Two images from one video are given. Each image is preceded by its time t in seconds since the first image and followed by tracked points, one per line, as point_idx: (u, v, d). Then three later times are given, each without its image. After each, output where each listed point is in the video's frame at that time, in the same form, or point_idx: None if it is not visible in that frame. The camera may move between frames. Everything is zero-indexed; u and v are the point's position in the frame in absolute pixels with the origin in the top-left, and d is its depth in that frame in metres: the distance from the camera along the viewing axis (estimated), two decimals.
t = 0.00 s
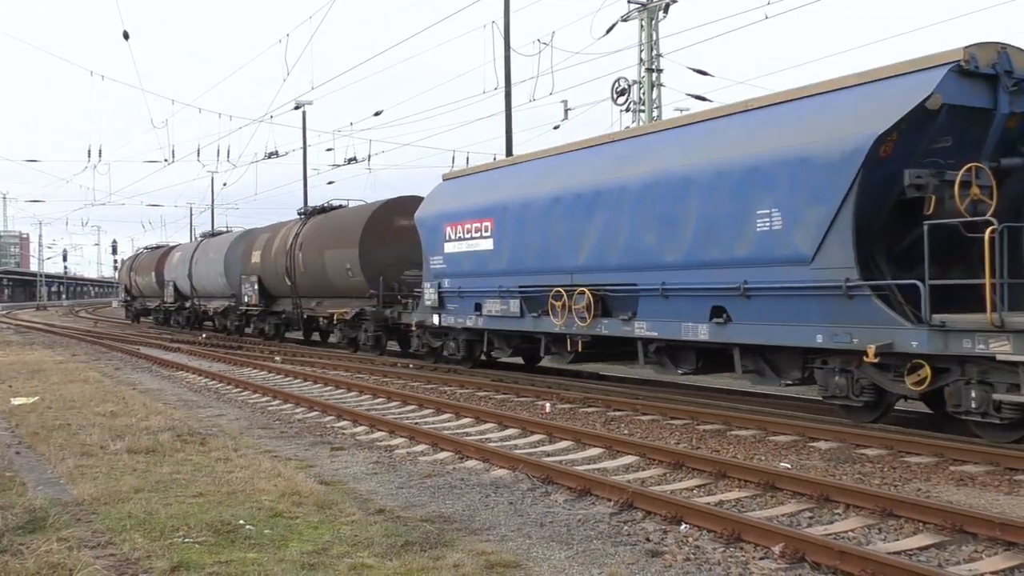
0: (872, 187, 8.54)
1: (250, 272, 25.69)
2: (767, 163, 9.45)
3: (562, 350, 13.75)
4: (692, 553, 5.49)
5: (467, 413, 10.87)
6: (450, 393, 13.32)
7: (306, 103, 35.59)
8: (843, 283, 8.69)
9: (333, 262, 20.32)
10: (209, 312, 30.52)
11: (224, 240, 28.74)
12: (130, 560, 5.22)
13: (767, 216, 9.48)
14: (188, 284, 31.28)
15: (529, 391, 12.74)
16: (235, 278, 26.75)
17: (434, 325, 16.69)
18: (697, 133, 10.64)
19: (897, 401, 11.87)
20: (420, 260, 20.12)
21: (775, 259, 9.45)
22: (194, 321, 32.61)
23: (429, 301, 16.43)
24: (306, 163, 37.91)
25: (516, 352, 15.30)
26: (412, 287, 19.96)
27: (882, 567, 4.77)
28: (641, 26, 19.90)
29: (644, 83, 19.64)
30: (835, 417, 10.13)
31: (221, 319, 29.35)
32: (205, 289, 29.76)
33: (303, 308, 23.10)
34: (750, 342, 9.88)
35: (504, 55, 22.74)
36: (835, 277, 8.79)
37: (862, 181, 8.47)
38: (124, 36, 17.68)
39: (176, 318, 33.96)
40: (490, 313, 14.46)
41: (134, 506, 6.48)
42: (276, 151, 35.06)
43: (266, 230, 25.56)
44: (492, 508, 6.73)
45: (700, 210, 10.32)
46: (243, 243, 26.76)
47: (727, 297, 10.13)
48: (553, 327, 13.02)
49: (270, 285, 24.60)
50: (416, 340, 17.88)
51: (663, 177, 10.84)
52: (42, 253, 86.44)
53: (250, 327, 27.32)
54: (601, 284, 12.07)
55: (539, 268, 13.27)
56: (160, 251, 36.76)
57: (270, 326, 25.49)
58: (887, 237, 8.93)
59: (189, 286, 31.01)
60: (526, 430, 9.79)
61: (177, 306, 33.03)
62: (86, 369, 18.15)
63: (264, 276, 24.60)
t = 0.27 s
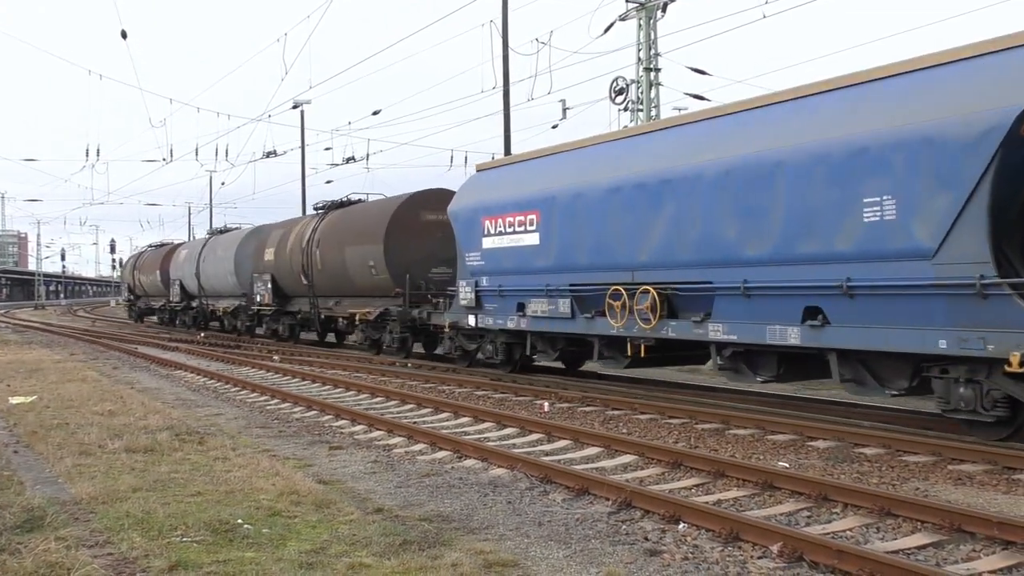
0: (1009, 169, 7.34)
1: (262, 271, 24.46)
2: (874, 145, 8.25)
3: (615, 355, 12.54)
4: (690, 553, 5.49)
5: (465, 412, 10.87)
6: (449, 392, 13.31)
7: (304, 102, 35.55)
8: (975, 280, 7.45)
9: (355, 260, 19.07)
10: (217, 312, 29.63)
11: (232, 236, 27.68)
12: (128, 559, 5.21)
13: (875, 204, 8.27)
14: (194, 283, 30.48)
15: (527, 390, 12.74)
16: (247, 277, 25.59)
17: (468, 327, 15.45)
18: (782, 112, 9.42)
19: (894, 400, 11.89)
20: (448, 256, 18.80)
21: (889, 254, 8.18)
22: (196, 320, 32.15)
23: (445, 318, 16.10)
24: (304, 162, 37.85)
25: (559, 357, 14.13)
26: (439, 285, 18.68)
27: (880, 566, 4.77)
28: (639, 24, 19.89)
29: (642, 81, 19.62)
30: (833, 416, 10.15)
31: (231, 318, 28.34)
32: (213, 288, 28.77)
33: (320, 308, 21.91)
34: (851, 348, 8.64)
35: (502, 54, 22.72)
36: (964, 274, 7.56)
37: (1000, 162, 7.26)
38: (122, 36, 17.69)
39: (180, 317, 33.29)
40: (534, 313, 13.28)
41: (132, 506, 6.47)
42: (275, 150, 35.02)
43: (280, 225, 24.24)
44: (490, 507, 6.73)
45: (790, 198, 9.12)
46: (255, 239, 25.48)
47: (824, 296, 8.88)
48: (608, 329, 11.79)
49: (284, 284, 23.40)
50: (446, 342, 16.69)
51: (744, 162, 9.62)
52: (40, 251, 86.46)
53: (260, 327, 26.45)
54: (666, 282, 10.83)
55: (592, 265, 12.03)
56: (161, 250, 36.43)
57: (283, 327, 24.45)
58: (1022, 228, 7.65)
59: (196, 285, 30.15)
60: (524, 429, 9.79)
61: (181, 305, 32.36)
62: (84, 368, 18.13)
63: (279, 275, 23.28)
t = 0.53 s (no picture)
0: None
1: (280, 269, 23.65)
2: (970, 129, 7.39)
3: (675, 360, 11.45)
4: (689, 552, 5.49)
5: (465, 412, 10.86)
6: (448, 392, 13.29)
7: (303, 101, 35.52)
8: None
9: (380, 257, 18.21)
10: (229, 312, 28.91)
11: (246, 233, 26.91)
12: (126, 559, 5.21)
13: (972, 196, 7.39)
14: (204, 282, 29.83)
15: (526, 390, 12.73)
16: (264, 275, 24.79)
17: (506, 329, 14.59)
18: (875, 91, 8.44)
19: (893, 399, 11.89)
20: (479, 255, 17.91)
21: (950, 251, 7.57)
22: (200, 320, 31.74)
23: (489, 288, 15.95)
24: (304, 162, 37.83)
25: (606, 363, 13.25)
26: (468, 285, 17.82)
27: (879, 566, 4.77)
28: (638, 24, 19.88)
29: (641, 81, 19.61)
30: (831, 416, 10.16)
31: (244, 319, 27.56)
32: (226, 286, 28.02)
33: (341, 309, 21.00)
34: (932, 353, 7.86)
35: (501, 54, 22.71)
36: None
37: None
38: (121, 35, 17.69)
39: (187, 317, 32.70)
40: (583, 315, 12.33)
41: (130, 505, 6.47)
42: (274, 150, 35.04)
43: (299, 222, 23.35)
44: (488, 507, 6.73)
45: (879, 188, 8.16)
46: (272, 236, 24.64)
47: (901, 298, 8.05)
48: (671, 332, 10.80)
49: (301, 283, 22.61)
50: (481, 345, 15.89)
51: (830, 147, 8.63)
52: (38, 250, 86.41)
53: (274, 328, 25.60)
54: (743, 281, 9.78)
55: (657, 262, 10.93)
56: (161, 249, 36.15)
57: (299, 328, 23.76)
58: None
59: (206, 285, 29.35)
60: (523, 429, 9.78)
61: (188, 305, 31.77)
62: (83, 368, 18.11)
63: (297, 273, 22.44)
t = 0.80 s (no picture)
0: None
1: (298, 269, 22.67)
2: (993, 120, 7.18)
3: (746, 366, 10.39)
4: (688, 552, 5.49)
5: (464, 412, 10.86)
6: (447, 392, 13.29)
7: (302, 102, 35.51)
8: None
9: (407, 254, 17.25)
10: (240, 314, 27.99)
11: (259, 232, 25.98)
12: (126, 559, 5.22)
13: (1001, 189, 7.13)
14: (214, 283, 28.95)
15: (526, 390, 12.74)
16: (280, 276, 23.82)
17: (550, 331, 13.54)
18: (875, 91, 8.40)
19: (891, 399, 11.91)
20: (512, 252, 16.82)
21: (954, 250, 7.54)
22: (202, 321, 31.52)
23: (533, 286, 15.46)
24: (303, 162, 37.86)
25: (662, 370, 12.11)
26: (502, 284, 16.74)
27: (879, 565, 4.77)
28: (637, 24, 19.89)
29: (641, 81, 19.62)
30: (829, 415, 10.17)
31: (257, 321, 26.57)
32: (240, 287, 27.07)
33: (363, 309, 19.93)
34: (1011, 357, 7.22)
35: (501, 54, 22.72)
36: None
37: None
38: (120, 35, 17.72)
39: (194, 319, 31.86)
40: (642, 316, 11.26)
41: (130, 505, 6.48)
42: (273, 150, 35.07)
43: (318, 219, 22.37)
44: (488, 507, 6.73)
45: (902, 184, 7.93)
46: (291, 235, 23.67)
47: (924, 296, 7.84)
48: (748, 336, 9.70)
49: (320, 283, 21.69)
50: (521, 349, 14.70)
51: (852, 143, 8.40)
52: (37, 250, 86.44)
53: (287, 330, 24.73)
54: (836, 279, 8.68)
55: (731, 260, 9.87)
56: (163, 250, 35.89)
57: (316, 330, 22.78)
58: None
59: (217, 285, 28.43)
60: (522, 429, 9.79)
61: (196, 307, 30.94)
62: (81, 368, 18.10)
63: (317, 271, 21.49)
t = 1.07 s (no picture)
0: None
1: (317, 267, 21.46)
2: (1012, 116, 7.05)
3: (843, 373, 9.18)
4: (687, 552, 5.49)
5: (463, 412, 10.85)
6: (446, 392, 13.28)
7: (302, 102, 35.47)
8: None
9: (438, 251, 15.97)
10: (253, 314, 27.04)
11: (272, 229, 24.87)
12: (125, 558, 5.22)
13: None
14: (224, 282, 28.00)
15: (525, 389, 12.74)
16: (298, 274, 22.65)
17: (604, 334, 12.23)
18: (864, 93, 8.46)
19: (889, 400, 11.93)
20: (554, 248, 15.40)
21: (992, 248, 7.28)
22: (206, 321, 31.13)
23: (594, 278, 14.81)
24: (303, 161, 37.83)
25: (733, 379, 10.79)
26: (543, 284, 15.31)
27: (878, 565, 4.77)
28: (636, 23, 19.90)
29: (640, 81, 19.62)
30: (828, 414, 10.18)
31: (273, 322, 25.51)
32: (253, 287, 25.97)
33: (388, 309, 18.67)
34: None
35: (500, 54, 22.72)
36: None
37: None
38: (119, 35, 17.69)
39: (201, 320, 31.02)
40: (719, 318, 10.05)
41: (129, 505, 6.48)
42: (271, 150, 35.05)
43: (338, 214, 21.10)
44: (487, 507, 6.73)
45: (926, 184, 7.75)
46: (309, 231, 22.39)
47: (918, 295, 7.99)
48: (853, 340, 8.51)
49: (341, 282, 20.45)
50: (571, 354, 13.41)
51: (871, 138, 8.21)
52: (37, 250, 86.30)
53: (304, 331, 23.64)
54: (963, 275, 7.52)
55: (830, 255, 8.73)
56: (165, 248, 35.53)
57: (335, 332, 21.78)
58: None
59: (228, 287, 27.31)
60: (522, 429, 9.78)
61: (203, 307, 30.11)
62: (80, 368, 18.09)
63: (337, 270, 20.25)
